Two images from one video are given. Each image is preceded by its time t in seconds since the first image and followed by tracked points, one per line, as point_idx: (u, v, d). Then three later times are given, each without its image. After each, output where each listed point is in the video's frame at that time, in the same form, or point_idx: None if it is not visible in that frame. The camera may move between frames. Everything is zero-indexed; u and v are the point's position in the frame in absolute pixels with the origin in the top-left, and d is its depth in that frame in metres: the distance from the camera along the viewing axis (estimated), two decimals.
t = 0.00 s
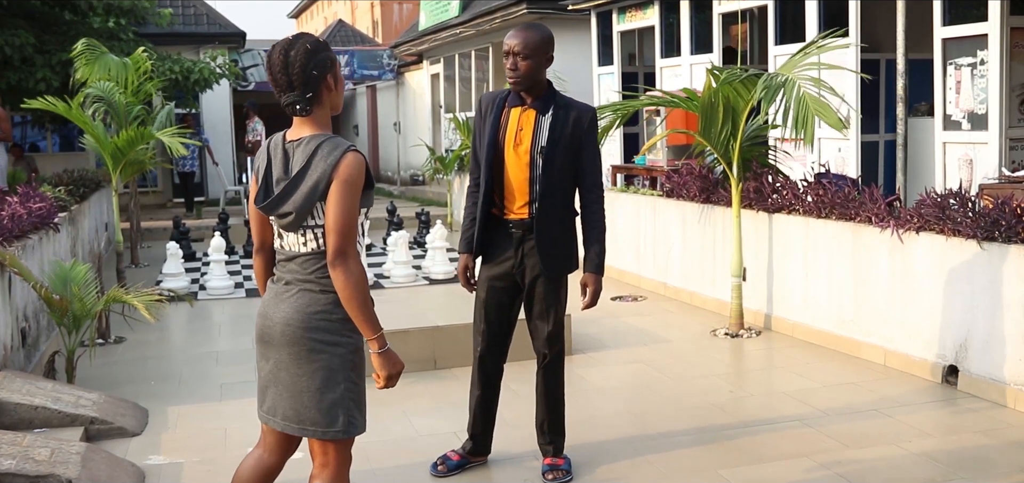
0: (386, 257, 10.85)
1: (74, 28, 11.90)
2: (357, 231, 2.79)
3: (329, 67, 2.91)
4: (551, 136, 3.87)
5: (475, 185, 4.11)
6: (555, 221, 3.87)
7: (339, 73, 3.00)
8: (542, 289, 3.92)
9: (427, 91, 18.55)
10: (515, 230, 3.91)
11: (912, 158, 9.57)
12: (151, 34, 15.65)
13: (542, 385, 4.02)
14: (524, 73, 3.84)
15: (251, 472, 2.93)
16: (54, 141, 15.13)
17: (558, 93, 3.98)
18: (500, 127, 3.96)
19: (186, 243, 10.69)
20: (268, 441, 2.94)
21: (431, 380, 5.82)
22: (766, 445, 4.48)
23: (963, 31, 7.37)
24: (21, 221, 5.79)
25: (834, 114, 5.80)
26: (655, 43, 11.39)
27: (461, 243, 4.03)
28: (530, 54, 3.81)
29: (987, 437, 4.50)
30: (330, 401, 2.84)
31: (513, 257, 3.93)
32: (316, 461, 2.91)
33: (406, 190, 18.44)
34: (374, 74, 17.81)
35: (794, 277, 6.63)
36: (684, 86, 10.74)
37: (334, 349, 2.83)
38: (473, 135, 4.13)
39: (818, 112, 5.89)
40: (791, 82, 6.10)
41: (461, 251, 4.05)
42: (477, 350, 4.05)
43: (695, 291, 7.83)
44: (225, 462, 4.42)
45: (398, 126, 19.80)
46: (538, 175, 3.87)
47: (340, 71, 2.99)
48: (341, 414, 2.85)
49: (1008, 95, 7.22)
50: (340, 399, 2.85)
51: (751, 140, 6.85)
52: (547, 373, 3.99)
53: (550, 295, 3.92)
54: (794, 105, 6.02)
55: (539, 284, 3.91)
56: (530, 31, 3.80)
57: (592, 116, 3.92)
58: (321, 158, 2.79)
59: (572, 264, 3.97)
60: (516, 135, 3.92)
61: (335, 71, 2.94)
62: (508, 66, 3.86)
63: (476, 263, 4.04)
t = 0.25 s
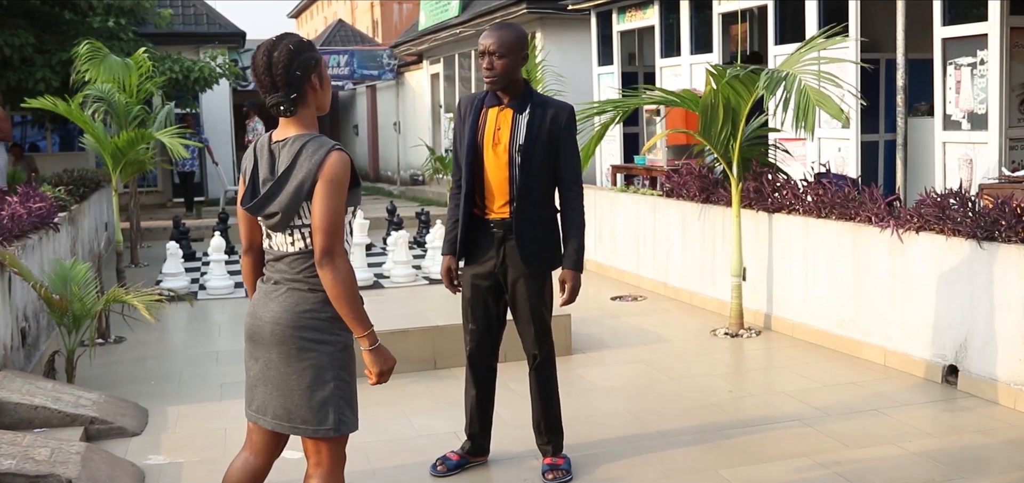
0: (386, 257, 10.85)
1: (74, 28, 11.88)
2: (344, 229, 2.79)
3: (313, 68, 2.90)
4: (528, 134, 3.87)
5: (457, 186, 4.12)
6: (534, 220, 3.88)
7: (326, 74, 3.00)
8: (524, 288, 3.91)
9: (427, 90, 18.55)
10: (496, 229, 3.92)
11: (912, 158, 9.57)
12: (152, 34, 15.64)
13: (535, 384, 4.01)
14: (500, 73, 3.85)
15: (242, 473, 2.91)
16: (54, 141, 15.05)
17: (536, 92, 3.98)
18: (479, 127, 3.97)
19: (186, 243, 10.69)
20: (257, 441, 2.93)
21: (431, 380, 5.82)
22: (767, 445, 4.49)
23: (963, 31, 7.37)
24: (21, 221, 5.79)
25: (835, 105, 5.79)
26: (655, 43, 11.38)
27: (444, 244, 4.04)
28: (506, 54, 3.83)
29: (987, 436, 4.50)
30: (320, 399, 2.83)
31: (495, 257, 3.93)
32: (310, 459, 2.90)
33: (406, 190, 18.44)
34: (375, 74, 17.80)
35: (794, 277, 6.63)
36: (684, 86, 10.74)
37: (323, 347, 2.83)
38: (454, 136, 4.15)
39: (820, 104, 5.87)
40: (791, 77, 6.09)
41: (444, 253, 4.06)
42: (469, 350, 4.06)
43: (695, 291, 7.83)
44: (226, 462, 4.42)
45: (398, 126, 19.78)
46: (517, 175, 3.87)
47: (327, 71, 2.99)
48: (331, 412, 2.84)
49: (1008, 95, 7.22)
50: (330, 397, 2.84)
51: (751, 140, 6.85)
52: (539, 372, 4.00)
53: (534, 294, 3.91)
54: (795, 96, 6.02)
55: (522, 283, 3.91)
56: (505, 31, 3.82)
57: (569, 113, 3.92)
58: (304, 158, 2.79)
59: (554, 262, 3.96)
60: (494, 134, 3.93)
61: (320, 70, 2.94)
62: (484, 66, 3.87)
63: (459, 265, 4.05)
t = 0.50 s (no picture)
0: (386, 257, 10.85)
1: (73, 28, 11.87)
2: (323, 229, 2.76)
3: (290, 69, 2.86)
4: (505, 133, 3.87)
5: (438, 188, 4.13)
6: (515, 219, 3.87)
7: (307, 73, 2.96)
8: (507, 286, 3.89)
9: (427, 90, 18.55)
10: (478, 229, 3.91)
11: (912, 158, 9.57)
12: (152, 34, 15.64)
13: (526, 385, 4.00)
14: (476, 73, 3.85)
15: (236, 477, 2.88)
16: (54, 141, 15.02)
17: (512, 91, 3.98)
18: (457, 129, 3.97)
19: (186, 243, 10.69)
20: (246, 443, 2.90)
21: (431, 380, 5.82)
22: (767, 445, 4.48)
23: (963, 31, 7.37)
24: (21, 221, 5.78)
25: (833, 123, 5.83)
26: (655, 43, 11.38)
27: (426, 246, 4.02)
28: (481, 54, 3.82)
29: (987, 437, 4.50)
30: (306, 399, 2.81)
31: (477, 256, 3.92)
32: (303, 460, 2.88)
33: (406, 189, 18.44)
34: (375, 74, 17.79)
35: (794, 277, 6.63)
36: (684, 86, 10.73)
37: (308, 348, 2.81)
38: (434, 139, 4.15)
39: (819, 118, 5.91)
40: (796, 84, 6.10)
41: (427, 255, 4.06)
42: (459, 349, 4.06)
43: (695, 291, 7.83)
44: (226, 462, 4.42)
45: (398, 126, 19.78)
46: (495, 174, 3.86)
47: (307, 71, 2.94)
48: (318, 412, 2.82)
49: (1008, 95, 7.22)
50: (316, 396, 2.82)
51: (751, 141, 6.86)
52: (527, 372, 3.98)
53: (518, 293, 3.89)
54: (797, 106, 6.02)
55: (505, 283, 3.89)
56: (478, 32, 3.82)
57: (546, 111, 3.91)
58: (284, 159, 2.77)
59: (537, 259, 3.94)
60: (472, 135, 3.92)
61: (299, 71, 2.90)
62: (460, 67, 3.86)
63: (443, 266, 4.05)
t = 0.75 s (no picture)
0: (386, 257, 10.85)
1: (73, 27, 11.85)
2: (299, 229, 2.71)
3: (264, 69, 2.83)
4: (485, 132, 3.87)
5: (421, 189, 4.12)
6: (497, 218, 3.87)
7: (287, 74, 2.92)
8: (492, 285, 3.88)
9: (427, 90, 18.54)
10: (461, 228, 3.91)
11: (912, 157, 9.57)
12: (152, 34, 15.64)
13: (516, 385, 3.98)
14: (455, 73, 3.83)
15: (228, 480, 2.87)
16: (54, 141, 15.05)
17: (491, 90, 3.98)
18: (437, 130, 3.97)
19: (186, 243, 10.69)
20: (235, 445, 2.89)
21: (431, 380, 5.82)
22: (767, 445, 4.48)
23: (963, 31, 7.37)
24: (21, 221, 5.78)
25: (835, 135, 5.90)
26: (655, 42, 11.38)
27: (410, 248, 4.02)
28: (459, 54, 3.80)
29: (987, 437, 4.50)
30: (288, 399, 2.79)
31: (461, 255, 3.92)
32: (293, 460, 2.87)
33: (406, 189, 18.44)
34: (375, 74, 17.71)
35: (794, 277, 6.63)
36: (684, 85, 10.73)
37: (288, 349, 2.78)
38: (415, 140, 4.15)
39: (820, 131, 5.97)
40: (799, 93, 6.09)
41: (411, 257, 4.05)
42: (450, 348, 4.07)
43: (695, 291, 7.82)
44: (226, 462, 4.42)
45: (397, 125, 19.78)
46: (476, 173, 3.86)
47: (286, 72, 2.90)
48: (301, 413, 2.79)
49: (1008, 95, 7.22)
50: (299, 397, 2.79)
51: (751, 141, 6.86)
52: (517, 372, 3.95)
53: (503, 292, 3.88)
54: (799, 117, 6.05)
55: (490, 281, 3.89)
56: (456, 32, 3.80)
57: (524, 109, 3.91)
58: (259, 159, 2.73)
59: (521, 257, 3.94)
60: (452, 135, 3.92)
61: (274, 72, 2.85)
62: (438, 67, 3.84)
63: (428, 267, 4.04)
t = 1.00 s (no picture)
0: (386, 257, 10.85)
1: (73, 27, 11.86)
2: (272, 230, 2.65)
3: (237, 71, 2.79)
4: (470, 132, 3.86)
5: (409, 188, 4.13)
6: (482, 217, 3.85)
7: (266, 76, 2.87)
8: (477, 284, 3.86)
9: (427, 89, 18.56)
10: (446, 228, 3.91)
11: (912, 157, 9.57)
12: (152, 34, 15.65)
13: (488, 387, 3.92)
14: (440, 74, 3.82)
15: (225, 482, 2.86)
16: (53, 141, 15.05)
17: (477, 91, 3.97)
18: (423, 130, 3.97)
19: (186, 243, 10.70)
20: (228, 446, 2.88)
21: (431, 380, 5.82)
22: (767, 445, 4.48)
23: (962, 31, 7.37)
24: (21, 221, 5.78)
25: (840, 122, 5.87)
26: (655, 42, 11.39)
27: (397, 248, 4.02)
28: (444, 54, 3.80)
29: (987, 436, 4.50)
30: (267, 402, 2.76)
31: (447, 254, 3.92)
32: (282, 460, 2.85)
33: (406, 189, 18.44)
34: (374, 74, 17.58)
35: (794, 276, 6.63)
36: (684, 85, 10.74)
37: (265, 352, 2.75)
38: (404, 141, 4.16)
39: (825, 120, 5.95)
40: (798, 86, 6.11)
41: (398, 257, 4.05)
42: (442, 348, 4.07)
43: (695, 290, 7.83)
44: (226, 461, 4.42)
45: (397, 125, 19.78)
46: (461, 173, 3.85)
47: (264, 74, 2.85)
48: (280, 415, 2.76)
49: (1008, 95, 7.22)
50: (279, 399, 2.76)
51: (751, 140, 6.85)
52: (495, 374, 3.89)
53: (485, 291, 3.85)
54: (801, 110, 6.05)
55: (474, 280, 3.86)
56: (440, 33, 3.79)
57: (510, 108, 3.90)
58: (233, 158, 2.69)
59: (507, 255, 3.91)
60: (437, 135, 3.92)
61: (249, 75, 2.81)
62: (423, 68, 3.83)
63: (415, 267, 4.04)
